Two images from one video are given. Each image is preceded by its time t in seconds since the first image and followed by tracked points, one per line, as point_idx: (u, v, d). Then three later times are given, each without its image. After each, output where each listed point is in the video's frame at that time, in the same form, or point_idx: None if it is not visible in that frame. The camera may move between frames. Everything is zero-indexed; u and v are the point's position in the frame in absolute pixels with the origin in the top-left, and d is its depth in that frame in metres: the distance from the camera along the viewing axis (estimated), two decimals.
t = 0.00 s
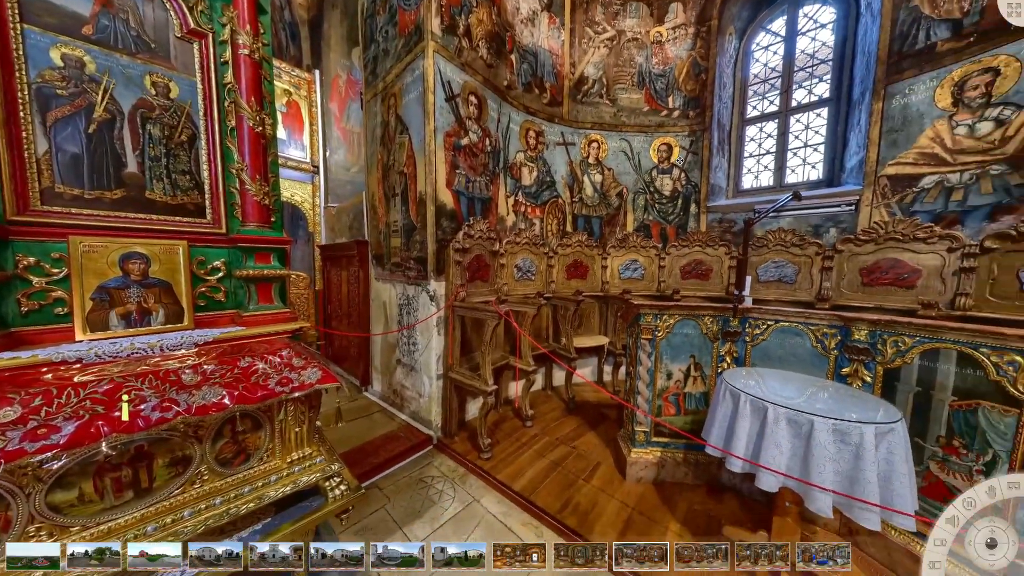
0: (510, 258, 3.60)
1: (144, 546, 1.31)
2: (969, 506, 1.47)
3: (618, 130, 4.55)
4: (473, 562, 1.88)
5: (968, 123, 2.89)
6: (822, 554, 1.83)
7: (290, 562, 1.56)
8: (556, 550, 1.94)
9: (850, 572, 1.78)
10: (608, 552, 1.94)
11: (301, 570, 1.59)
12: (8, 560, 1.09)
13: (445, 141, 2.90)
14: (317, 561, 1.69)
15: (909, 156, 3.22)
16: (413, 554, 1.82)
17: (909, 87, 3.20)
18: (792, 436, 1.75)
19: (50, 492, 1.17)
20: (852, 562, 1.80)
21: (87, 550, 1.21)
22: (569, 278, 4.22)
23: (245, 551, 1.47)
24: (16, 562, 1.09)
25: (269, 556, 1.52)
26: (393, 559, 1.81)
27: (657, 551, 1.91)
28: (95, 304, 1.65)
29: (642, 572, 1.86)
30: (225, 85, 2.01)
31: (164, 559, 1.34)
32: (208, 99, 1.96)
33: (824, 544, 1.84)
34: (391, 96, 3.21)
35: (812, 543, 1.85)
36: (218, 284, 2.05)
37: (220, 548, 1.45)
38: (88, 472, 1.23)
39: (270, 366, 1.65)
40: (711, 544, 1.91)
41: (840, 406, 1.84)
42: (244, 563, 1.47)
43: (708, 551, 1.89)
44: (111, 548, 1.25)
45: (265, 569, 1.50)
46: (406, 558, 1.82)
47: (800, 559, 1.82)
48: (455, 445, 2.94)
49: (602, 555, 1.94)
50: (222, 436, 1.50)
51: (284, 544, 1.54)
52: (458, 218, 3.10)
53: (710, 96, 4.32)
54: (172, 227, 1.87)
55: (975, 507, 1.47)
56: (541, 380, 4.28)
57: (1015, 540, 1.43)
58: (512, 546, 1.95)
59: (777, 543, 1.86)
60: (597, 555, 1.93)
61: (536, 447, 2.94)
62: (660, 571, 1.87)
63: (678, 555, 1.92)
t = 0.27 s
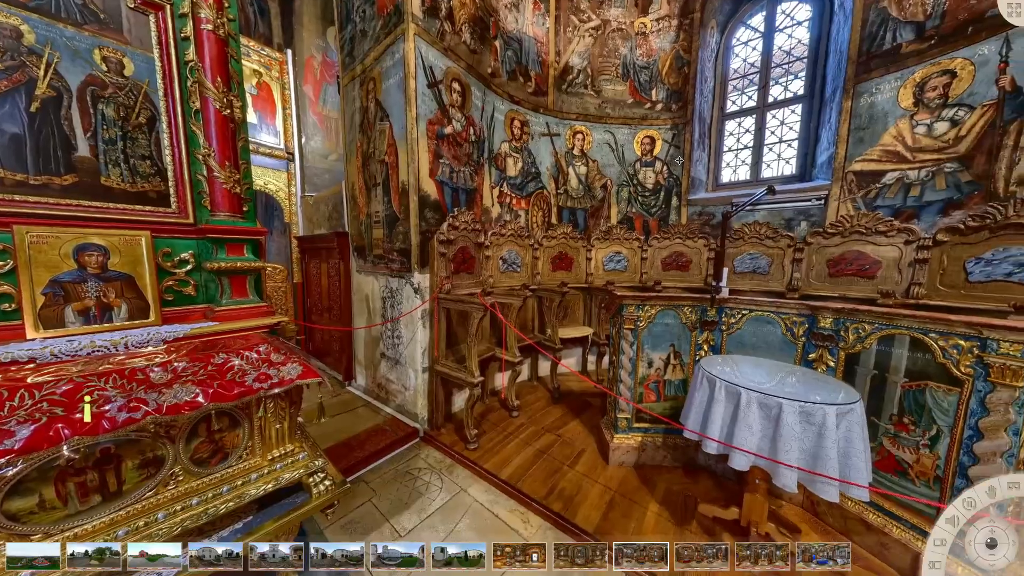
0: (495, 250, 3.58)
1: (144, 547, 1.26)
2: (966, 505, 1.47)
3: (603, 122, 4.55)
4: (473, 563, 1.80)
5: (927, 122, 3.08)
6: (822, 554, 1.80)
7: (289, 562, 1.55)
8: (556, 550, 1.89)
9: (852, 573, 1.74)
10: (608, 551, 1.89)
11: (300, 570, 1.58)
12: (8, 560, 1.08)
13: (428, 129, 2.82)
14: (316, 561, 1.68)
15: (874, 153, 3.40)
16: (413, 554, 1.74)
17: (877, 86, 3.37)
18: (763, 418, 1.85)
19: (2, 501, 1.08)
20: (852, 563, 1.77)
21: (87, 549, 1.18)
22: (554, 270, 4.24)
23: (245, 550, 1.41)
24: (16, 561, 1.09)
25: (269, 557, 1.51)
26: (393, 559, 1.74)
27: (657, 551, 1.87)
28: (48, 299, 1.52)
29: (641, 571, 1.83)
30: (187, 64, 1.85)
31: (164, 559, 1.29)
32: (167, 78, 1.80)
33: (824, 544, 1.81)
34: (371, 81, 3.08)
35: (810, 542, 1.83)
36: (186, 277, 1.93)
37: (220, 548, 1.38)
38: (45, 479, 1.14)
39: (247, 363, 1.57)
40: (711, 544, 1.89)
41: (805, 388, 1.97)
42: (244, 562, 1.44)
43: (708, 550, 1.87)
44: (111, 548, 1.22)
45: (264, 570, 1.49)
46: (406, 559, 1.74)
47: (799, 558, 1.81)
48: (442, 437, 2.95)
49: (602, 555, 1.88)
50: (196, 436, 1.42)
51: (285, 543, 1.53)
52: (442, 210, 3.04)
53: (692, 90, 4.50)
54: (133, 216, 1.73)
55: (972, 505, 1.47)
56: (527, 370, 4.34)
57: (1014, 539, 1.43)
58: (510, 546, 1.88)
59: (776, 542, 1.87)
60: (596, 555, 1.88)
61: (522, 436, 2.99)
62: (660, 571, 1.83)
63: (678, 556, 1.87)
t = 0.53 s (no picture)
0: (482, 242, 3.55)
1: (143, 547, 1.24)
2: (967, 506, 1.39)
3: (589, 113, 4.53)
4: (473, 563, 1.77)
5: (895, 120, 3.23)
6: (822, 554, 1.80)
7: (289, 563, 1.57)
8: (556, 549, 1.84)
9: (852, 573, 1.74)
10: (608, 552, 1.85)
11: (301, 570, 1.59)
12: (7, 560, 1.05)
13: (411, 117, 2.73)
14: (317, 561, 1.67)
15: (846, 148, 3.55)
16: (413, 554, 1.73)
17: (850, 84, 3.50)
18: (740, 402, 1.94)
19: None
20: (852, 563, 1.77)
21: (86, 550, 1.16)
22: (541, 262, 4.25)
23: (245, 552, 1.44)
24: (16, 561, 1.06)
25: (269, 557, 1.52)
26: (394, 559, 1.73)
27: (657, 551, 1.82)
28: None
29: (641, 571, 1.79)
30: (146, 40, 1.70)
31: (163, 559, 1.27)
32: (125, 54, 1.66)
33: (824, 543, 1.81)
34: (350, 65, 2.95)
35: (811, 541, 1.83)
36: (155, 270, 1.82)
37: (220, 549, 1.37)
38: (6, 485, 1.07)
39: (224, 359, 1.51)
40: (711, 543, 1.87)
41: (779, 373, 2.07)
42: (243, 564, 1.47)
43: (708, 550, 1.85)
44: (110, 549, 1.20)
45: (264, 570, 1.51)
46: (406, 558, 1.73)
47: (800, 559, 1.80)
48: (430, 429, 2.96)
49: (603, 556, 1.83)
50: (172, 436, 1.36)
51: (284, 544, 1.56)
52: (428, 200, 2.98)
53: (676, 81, 4.60)
54: (91, 204, 1.61)
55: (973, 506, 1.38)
56: (515, 362, 4.38)
57: (1014, 540, 1.36)
58: (511, 546, 1.80)
59: (777, 543, 1.85)
60: (597, 555, 1.83)
61: (510, 426, 3.03)
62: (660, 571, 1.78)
63: (678, 556, 1.84)
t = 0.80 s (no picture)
0: (471, 235, 3.52)
1: (143, 547, 1.29)
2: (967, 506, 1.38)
3: (578, 104, 4.50)
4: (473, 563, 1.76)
5: (872, 115, 3.33)
6: (823, 554, 1.82)
7: (289, 562, 1.62)
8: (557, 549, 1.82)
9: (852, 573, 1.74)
10: (608, 551, 1.83)
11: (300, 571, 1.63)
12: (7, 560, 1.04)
13: (397, 104, 2.65)
14: (316, 561, 1.70)
15: (826, 143, 3.65)
16: (413, 554, 1.75)
17: (831, 79, 3.58)
18: (722, 389, 2.01)
19: None
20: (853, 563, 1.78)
21: (87, 550, 1.16)
22: (530, 254, 4.24)
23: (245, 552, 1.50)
24: (16, 562, 1.05)
25: (269, 557, 1.56)
26: (393, 559, 1.75)
27: (657, 551, 1.81)
28: None
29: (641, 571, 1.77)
30: (108, 17, 1.57)
31: (164, 558, 1.32)
32: (85, 31, 1.52)
33: (825, 544, 1.83)
34: (331, 49, 2.83)
35: (811, 542, 1.85)
36: (127, 264, 1.73)
37: (220, 549, 1.46)
38: None
39: (205, 356, 1.46)
40: (711, 544, 1.85)
41: (758, 361, 2.15)
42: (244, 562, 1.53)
43: (708, 551, 1.83)
44: (110, 549, 1.22)
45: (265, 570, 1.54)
46: (406, 558, 1.75)
47: (800, 558, 1.81)
48: (420, 422, 2.96)
49: (603, 555, 1.81)
50: (152, 435, 1.32)
51: (284, 544, 1.60)
52: (415, 191, 2.92)
53: (665, 73, 4.62)
54: (53, 194, 1.50)
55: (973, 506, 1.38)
56: (505, 354, 4.40)
57: (1015, 540, 1.38)
58: (511, 546, 1.80)
59: (777, 543, 1.86)
60: (597, 555, 1.81)
61: (500, 417, 3.07)
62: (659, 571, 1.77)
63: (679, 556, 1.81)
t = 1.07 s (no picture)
0: (462, 228, 3.49)
1: (143, 548, 1.29)
2: (968, 506, 1.41)
3: (569, 95, 4.45)
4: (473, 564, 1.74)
5: (855, 110, 3.40)
6: (823, 554, 1.77)
7: (290, 562, 1.57)
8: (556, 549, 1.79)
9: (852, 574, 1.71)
10: (608, 552, 1.80)
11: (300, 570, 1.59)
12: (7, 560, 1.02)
13: (384, 93, 2.58)
14: (317, 561, 1.66)
15: (811, 137, 3.72)
16: (413, 554, 1.72)
17: (818, 74, 3.64)
18: (708, 379, 2.07)
19: None
20: (852, 563, 1.75)
21: (85, 550, 1.17)
22: (522, 247, 4.23)
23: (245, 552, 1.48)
24: (15, 562, 1.03)
25: (270, 557, 1.52)
26: (394, 559, 1.72)
27: (657, 551, 1.79)
28: None
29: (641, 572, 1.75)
30: None
31: (164, 559, 1.29)
32: (47, 9, 1.43)
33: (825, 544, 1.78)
34: (315, 34, 2.72)
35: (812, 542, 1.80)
36: (102, 258, 1.66)
37: (220, 549, 1.44)
38: None
39: (189, 353, 1.43)
40: (711, 543, 1.80)
41: (744, 351, 2.21)
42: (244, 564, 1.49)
43: (708, 551, 1.78)
44: (110, 548, 1.24)
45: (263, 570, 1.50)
46: (406, 559, 1.72)
47: (800, 559, 1.77)
48: (413, 416, 2.97)
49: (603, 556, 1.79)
50: (135, 434, 1.28)
51: (284, 544, 1.55)
52: (405, 184, 2.87)
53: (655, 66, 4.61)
54: (18, 185, 1.41)
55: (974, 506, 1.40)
56: (497, 347, 4.42)
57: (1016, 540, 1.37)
58: (512, 546, 1.78)
59: (777, 543, 1.82)
60: (597, 555, 1.79)
61: (493, 410, 3.09)
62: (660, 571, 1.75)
63: (678, 556, 1.78)
